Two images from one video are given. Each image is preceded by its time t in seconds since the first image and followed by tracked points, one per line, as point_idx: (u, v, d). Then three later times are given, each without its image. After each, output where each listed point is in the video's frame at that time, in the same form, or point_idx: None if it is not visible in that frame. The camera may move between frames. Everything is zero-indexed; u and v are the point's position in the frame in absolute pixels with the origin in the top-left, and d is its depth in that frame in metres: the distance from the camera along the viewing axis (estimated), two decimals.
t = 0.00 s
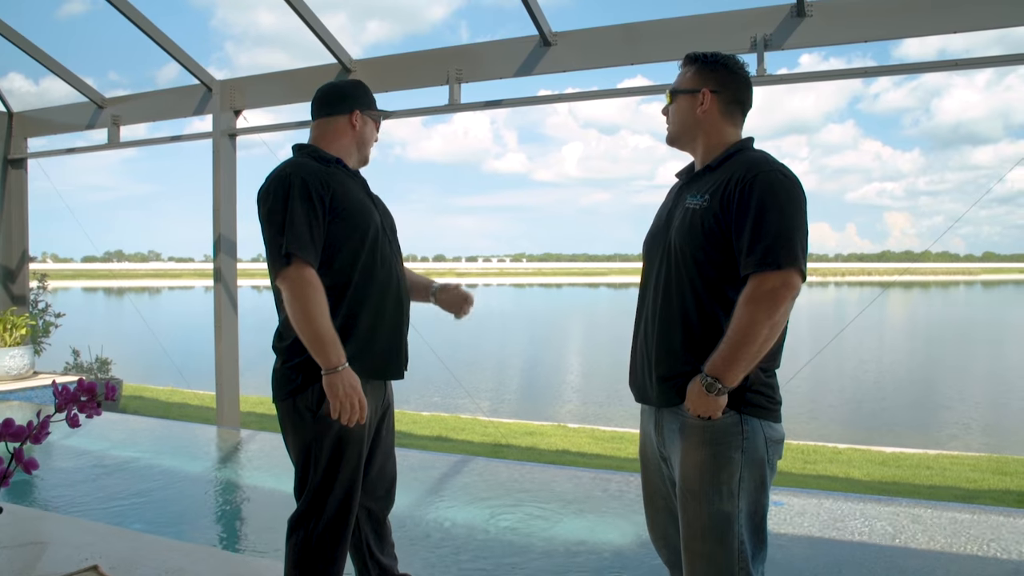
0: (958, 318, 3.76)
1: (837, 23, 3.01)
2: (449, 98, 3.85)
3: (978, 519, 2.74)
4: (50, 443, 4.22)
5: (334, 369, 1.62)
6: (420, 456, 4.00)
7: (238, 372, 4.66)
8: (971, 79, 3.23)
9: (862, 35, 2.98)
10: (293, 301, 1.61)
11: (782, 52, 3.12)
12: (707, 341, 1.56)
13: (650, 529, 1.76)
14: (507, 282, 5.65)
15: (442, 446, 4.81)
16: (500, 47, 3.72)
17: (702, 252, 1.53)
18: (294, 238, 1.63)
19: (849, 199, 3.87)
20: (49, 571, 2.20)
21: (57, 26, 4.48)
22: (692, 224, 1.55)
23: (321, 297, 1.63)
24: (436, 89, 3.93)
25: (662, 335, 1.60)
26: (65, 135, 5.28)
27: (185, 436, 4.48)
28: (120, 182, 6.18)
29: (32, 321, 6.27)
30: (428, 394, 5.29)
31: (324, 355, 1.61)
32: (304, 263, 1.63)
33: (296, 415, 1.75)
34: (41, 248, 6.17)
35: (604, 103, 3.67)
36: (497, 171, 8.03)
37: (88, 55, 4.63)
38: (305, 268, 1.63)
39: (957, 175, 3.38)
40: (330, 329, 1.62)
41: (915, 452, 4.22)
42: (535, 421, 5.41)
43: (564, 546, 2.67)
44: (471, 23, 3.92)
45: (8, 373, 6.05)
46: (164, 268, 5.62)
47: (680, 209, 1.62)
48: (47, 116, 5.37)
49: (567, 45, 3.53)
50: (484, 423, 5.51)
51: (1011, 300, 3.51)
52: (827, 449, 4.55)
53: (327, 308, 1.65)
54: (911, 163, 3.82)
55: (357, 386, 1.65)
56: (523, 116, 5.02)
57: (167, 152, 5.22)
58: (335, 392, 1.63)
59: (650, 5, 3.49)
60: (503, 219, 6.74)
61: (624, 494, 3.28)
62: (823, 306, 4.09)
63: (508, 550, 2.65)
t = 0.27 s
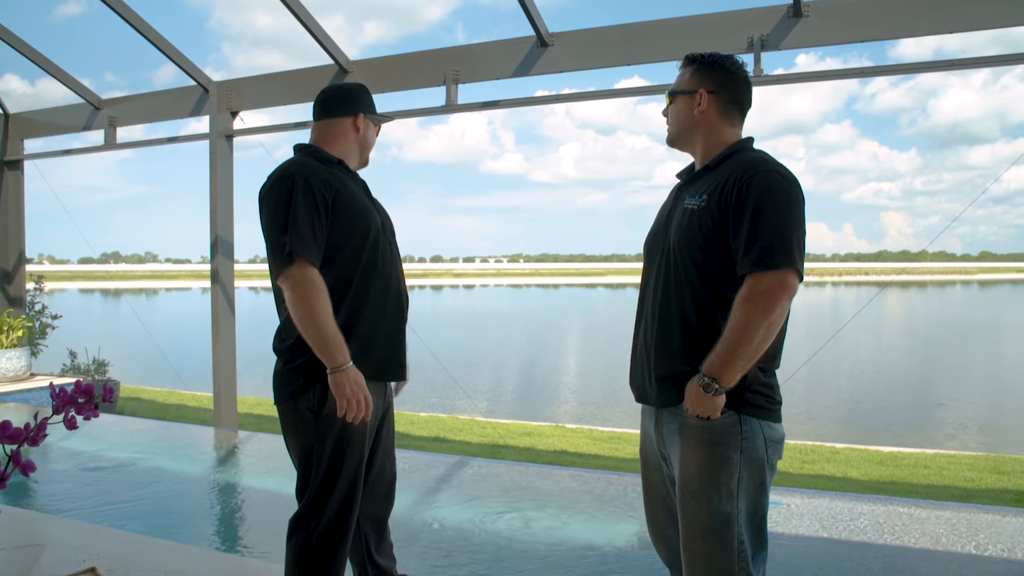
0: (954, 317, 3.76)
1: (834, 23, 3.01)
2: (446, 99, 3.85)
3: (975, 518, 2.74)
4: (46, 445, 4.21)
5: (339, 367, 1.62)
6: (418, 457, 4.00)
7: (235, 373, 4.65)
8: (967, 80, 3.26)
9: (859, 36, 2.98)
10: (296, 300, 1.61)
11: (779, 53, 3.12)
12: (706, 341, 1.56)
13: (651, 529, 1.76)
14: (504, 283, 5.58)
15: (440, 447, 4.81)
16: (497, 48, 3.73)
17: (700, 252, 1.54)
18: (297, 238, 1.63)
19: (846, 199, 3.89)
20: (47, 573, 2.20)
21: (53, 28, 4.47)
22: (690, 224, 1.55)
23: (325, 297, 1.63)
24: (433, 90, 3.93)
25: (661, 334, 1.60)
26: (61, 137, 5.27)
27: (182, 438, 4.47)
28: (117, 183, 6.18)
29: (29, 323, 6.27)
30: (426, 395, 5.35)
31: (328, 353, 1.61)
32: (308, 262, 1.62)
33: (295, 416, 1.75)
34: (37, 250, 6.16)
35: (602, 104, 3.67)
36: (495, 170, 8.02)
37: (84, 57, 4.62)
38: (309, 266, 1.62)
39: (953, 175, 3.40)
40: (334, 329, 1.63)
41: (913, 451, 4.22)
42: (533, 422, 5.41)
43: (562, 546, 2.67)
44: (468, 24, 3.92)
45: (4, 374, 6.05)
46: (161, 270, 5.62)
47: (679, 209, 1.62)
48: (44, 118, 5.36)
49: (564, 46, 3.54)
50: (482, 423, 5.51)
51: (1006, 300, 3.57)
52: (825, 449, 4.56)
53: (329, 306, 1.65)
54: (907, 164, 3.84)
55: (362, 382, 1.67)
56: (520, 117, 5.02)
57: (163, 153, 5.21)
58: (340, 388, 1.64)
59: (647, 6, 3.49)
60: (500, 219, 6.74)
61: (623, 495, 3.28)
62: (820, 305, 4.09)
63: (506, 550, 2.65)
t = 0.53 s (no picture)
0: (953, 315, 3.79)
1: (835, 20, 3.01)
2: (446, 96, 3.85)
3: (975, 515, 2.74)
4: (47, 444, 4.20)
5: (340, 367, 1.63)
6: (418, 454, 3.99)
7: (235, 371, 4.65)
8: (966, 78, 3.29)
9: (860, 32, 2.97)
10: (307, 295, 1.60)
11: (779, 49, 3.11)
12: (709, 339, 1.56)
13: (652, 526, 1.77)
14: (503, 281, 5.64)
15: (440, 444, 4.82)
16: (496, 46, 3.72)
17: (703, 250, 1.53)
18: (310, 232, 1.63)
19: (845, 198, 3.85)
20: (47, 571, 2.19)
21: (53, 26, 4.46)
22: (693, 222, 1.55)
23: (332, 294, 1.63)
24: (433, 87, 3.92)
25: (664, 332, 1.60)
26: (61, 134, 5.26)
27: (182, 436, 4.47)
28: (117, 181, 6.17)
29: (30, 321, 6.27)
30: (425, 391, 5.49)
31: (331, 352, 1.62)
32: (320, 259, 1.62)
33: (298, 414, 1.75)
34: (37, 248, 6.15)
35: (602, 101, 3.66)
36: (494, 170, 8.00)
37: (84, 55, 4.61)
38: (320, 263, 1.62)
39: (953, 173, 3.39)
40: (338, 328, 1.63)
41: (914, 449, 4.22)
42: (534, 420, 5.41)
43: (563, 544, 2.67)
44: (467, 21, 3.92)
45: (3, 373, 6.05)
46: (161, 268, 5.62)
47: (682, 207, 1.62)
48: (43, 116, 5.35)
49: (564, 43, 3.53)
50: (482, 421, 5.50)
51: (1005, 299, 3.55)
52: (825, 446, 4.57)
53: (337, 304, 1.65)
54: (907, 161, 3.87)
55: (360, 384, 1.68)
56: (519, 115, 5.02)
57: (163, 151, 5.20)
58: (337, 388, 1.64)
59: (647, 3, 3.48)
60: (500, 217, 6.73)
61: (623, 492, 3.28)
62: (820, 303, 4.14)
63: (507, 548, 2.65)
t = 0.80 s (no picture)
0: (947, 310, 3.81)
1: (831, 17, 3.01)
2: (442, 94, 3.84)
3: (971, 511, 2.75)
4: (42, 443, 4.19)
5: (364, 371, 1.61)
6: (416, 453, 3.99)
7: (231, 370, 4.64)
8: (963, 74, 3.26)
9: (854, 28, 2.98)
10: (324, 302, 1.58)
11: (775, 46, 3.11)
12: (707, 337, 1.55)
13: (646, 523, 1.76)
14: (500, 279, 5.63)
15: (437, 443, 4.81)
16: (492, 43, 3.72)
17: (701, 248, 1.53)
18: (322, 233, 1.61)
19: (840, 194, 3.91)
20: (43, 571, 2.19)
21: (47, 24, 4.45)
22: (690, 220, 1.55)
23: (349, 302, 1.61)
24: (429, 85, 3.92)
25: (661, 329, 1.60)
26: (56, 133, 5.24)
27: (179, 435, 4.46)
28: (114, 180, 6.16)
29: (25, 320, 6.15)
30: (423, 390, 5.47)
31: (353, 358, 1.60)
32: (333, 265, 1.59)
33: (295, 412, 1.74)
34: (33, 246, 6.13)
35: (598, 99, 3.66)
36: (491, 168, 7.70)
37: (79, 53, 4.60)
38: (333, 269, 1.59)
39: (949, 169, 3.40)
40: (357, 330, 1.61)
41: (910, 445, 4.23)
42: (531, 418, 5.41)
43: (560, 542, 2.67)
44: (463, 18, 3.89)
45: None
46: (157, 266, 5.62)
47: (679, 204, 1.62)
48: (38, 114, 5.33)
49: (561, 40, 3.53)
50: (479, 419, 5.50)
51: (1001, 294, 3.60)
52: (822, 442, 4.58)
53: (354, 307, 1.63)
54: (904, 158, 3.94)
55: (387, 385, 1.66)
56: (515, 112, 5.01)
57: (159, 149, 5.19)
58: (365, 392, 1.63)
59: None
60: (496, 214, 6.72)
61: (620, 490, 3.28)
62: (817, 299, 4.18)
63: (504, 546, 2.65)
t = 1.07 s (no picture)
0: (941, 308, 3.82)
1: (829, 13, 3.01)
2: (438, 90, 3.83)
3: (967, 508, 2.76)
4: (37, 440, 4.17)
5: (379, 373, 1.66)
6: (412, 450, 3.99)
7: (227, 367, 4.63)
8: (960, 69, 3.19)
9: (852, 25, 2.97)
10: (337, 310, 1.58)
11: (773, 43, 3.11)
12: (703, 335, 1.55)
13: (637, 519, 1.76)
14: (497, 274, 5.55)
15: (433, 439, 4.80)
16: (489, 39, 3.70)
17: (695, 246, 1.53)
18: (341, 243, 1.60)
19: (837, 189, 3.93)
20: (37, 568, 2.18)
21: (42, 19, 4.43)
22: (684, 218, 1.55)
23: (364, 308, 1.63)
24: (426, 80, 3.90)
25: (656, 327, 1.61)
26: (51, 128, 5.21)
27: (175, 432, 4.44)
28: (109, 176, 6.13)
29: (20, 317, 6.06)
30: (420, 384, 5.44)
31: (369, 361, 1.63)
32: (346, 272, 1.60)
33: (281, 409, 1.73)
34: (28, 242, 6.10)
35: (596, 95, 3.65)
36: (487, 163, 7.58)
37: (74, 48, 4.57)
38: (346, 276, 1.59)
39: (947, 166, 3.40)
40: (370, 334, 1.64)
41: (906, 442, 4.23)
42: (527, 415, 5.40)
43: (556, 539, 2.67)
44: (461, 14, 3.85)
45: None
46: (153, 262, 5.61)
47: (673, 203, 1.62)
48: (33, 109, 5.30)
49: (558, 35, 3.52)
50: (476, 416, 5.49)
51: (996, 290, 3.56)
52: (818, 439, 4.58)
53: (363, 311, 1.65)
54: (900, 154, 3.86)
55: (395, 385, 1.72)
56: (511, 109, 5.00)
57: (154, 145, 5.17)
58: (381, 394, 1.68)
59: None
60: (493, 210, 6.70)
61: (617, 486, 3.28)
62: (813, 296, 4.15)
63: (501, 543, 2.65)
